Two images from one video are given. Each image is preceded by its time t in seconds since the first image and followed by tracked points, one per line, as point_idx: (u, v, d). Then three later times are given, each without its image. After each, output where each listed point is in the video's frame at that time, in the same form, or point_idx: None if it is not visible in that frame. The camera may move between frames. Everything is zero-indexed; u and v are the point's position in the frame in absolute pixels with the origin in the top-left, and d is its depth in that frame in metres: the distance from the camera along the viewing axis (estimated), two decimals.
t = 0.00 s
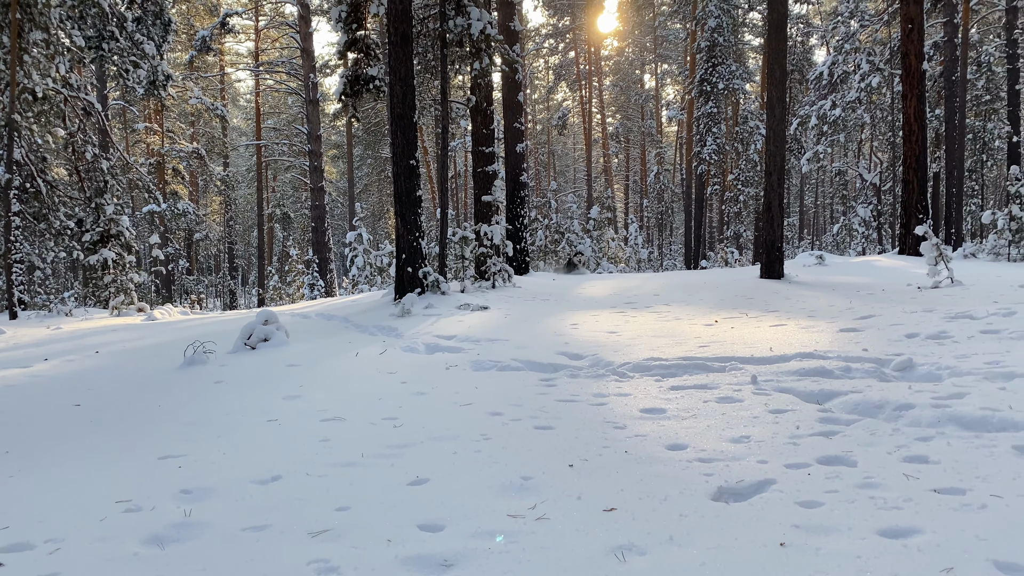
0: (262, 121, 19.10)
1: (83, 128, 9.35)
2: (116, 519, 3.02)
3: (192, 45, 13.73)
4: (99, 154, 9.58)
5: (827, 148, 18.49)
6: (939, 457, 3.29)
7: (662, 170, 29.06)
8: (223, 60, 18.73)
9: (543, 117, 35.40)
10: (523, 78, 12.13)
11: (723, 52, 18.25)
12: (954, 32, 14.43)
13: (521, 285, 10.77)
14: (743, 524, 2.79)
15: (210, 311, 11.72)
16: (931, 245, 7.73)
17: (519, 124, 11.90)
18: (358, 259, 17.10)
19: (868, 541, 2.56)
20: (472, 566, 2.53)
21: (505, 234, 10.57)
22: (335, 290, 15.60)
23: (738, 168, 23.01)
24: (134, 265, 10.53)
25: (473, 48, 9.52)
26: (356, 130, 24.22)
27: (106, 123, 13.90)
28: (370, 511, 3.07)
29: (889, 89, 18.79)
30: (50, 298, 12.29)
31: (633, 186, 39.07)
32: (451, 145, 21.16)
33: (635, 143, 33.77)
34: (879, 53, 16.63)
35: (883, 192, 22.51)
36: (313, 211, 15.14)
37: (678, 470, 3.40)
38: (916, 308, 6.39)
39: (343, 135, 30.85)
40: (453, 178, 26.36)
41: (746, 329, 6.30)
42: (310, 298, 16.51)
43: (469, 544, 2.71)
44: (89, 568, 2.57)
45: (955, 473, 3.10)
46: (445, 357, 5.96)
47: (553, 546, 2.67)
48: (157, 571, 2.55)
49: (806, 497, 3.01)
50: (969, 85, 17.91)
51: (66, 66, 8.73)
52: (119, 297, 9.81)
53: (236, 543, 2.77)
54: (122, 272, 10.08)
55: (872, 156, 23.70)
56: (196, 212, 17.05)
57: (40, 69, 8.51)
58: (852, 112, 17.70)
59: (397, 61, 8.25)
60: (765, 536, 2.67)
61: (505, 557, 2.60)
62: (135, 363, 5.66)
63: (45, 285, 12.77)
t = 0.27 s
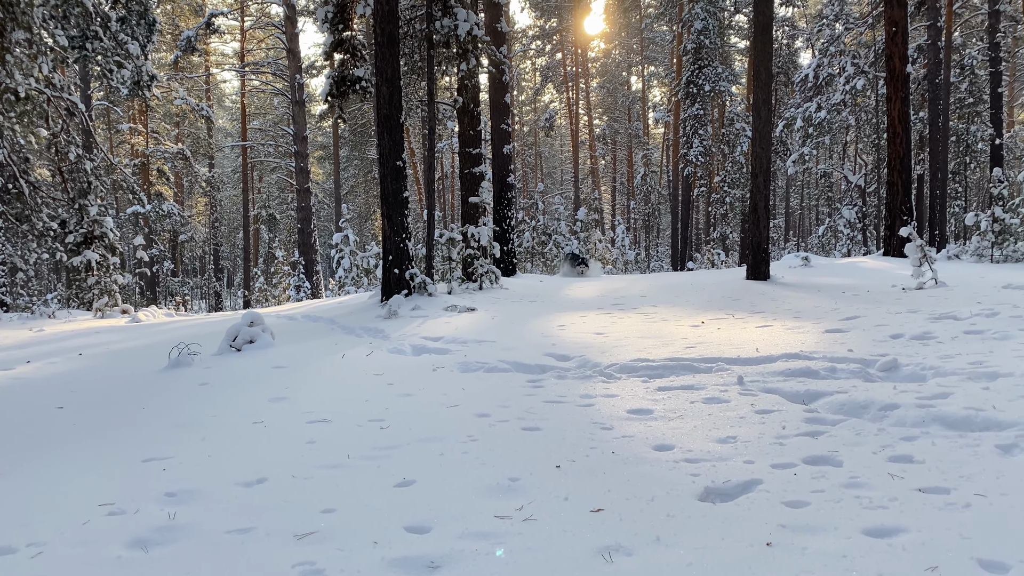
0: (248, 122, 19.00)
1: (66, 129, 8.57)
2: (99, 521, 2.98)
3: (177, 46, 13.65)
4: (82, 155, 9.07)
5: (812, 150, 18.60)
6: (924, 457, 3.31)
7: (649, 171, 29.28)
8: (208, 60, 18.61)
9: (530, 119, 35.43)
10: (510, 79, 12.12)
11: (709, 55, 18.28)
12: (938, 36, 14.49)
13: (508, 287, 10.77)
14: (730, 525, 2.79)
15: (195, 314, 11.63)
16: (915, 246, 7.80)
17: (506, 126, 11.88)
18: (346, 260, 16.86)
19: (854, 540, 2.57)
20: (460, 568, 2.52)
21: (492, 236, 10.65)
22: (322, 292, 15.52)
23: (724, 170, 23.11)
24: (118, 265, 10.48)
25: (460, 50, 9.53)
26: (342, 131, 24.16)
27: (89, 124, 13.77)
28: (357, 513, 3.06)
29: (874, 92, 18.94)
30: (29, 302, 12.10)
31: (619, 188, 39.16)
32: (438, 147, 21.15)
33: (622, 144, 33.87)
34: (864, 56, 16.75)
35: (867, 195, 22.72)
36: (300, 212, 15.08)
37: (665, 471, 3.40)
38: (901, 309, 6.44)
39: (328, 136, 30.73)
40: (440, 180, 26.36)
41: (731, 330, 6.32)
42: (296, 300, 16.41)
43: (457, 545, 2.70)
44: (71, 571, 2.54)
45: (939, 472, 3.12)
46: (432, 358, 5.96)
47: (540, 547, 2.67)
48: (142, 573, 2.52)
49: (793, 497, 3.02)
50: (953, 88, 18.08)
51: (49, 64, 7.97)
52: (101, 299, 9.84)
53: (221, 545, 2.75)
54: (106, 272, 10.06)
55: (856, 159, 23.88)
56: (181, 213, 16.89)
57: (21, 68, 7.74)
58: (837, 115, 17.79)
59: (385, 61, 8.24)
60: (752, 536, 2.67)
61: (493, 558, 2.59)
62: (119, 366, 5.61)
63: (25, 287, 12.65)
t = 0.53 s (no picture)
0: (236, 124, 18.95)
1: (53, 130, 8.60)
2: (86, 525, 2.95)
3: (165, 47, 13.61)
4: (69, 156, 9.10)
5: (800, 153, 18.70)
6: (911, 457, 3.32)
7: (638, 174, 29.42)
8: (196, 62, 18.56)
9: (519, 121, 35.50)
10: (499, 81, 12.12)
11: (698, 57, 18.36)
12: (923, 39, 14.62)
13: (498, 289, 10.77)
14: (720, 526, 2.80)
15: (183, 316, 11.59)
16: (903, 248, 7.84)
17: (495, 128, 11.87)
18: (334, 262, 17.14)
19: (844, 540, 2.59)
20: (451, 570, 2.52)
21: (481, 238, 10.55)
22: (311, 295, 15.49)
23: (712, 172, 23.23)
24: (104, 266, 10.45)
25: (450, 51, 9.53)
26: (331, 133, 24.16)
27: (77, 125, 13.71)
28: (347, 514, 3.05)
29: (861, 95, 19.08)
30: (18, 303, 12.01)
31: (609, 190, 39.33)
32: (427, 149, 21.14)
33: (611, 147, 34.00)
34: (851, 59, 16.85)
35: (855, 197, 22.87)
36: (289, 214, 15.04)
37: (655, 472, 3.40)
38: (888, 311, 6.47)
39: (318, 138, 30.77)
40: (429, 182, 26.39)
41: (720, 331, 6.35)
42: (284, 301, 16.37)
43: (447, 547, 2.70)
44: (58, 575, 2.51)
45: (928, 472, 3.14)
46: (421, 360, 5.95)
47: (531, 549, 2.67)
48: None
49: (782, 497, 3.03)
50: (939, 91, 18.26)
51: (35, 66, 7.74)
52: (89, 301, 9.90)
53: (210, 548, 2.73)
54: (92, 275, 10.03)
55: (844, 161, 24.05)
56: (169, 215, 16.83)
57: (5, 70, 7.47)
58: (825, 117, 17.90)
59: (373, 63, 8.23)
60: (742, 537, 2.68)
61: (484, 560, 2.59)
62: (107, 369, 5.57)
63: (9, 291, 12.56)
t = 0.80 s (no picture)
0: (227, 125, 18.89)
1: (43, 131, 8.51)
2: (76, 528, 2.93)
3: (155, 48, 13.58)
4: (59, 157, 9.08)
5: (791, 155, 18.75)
6: (902, 459, 3.33)
7: (630, 176, 29.51)
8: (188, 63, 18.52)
9: (512, 123, 35.51)
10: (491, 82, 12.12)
11: (689, 60, 18.40)
12: (913, 43, 14.70)
13: (490, 290, 10.77)
14: (711, 528, 2.80)
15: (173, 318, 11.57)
16: (893, 250, 7.88)
17: (488, 129, 11.87)
18: (326, 264, 17.13)
19: (835, 542, 2.60)
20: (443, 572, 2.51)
21: (473, 240, 10.55)
22: (302, 296, 15.45)
23: (703, 175, 23.29)
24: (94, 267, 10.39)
25: (442, 53, 9.52)
26: (323, 135, 24.11)
27: (64, 127, 13.64)
28: (339, 517, 3.04)
29: (851, 98, 19.16)
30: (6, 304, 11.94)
31: (601, 192, 39.41)
32: (419, 150, 21.13)
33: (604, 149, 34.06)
34: (841, 62, 16.93)
35: (845, 200, 22.98)
36: (280, 216, 15.01)
37: (646, 474, 3.40)
38: (879, 313, 6.50)
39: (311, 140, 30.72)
40: (422, 183, 26.39)
41: (711, 333, 6.37)
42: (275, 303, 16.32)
43: (439, 550, 2.69)
44: None
45: (919, 473, 3.15)
46: (413, 362, 5.94)
47: (522, 551, 2.67)
48: None
49: (774, 499, 3.04)
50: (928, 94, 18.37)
51: (25, 68, 7.71)
52: (79, 302, 9.91)
53: (202, 551, 2.72)
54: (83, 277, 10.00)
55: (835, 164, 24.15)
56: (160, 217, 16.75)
57: None
58: (815, 120, 17.97)
59: (365, 65, 8.22)
60: (734, 538, 2.69)
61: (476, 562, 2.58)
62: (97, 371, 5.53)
63: None
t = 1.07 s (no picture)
0: (222, 127, 18.84)
1: (37, 133, 8.35)
2: (70, 531, 2.92)
3: (149, 49, 13.54)
4: (53, 159, 8.84)
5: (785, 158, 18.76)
6: (896, 460, 3.35)
7: (625, 177, 29.52)
8: (182, 64, 18.47)
9: (507, 125, 35.55)
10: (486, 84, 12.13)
11: (684, 63, 18.38)
12: (906, 46, 14.75)
13: (485, 292, 10.75)
14: (706, 529, 2.81)
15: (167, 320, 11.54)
16: (886, 253, 7.90)
17: (483, 131, 11.87)
18: (320, 266, 17.10)
19: (829, 542, 2.61)
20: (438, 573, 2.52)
21: (468, 242, 10.54)
22: (296, 299, 15.41)
23: (698, 177, 23.32)
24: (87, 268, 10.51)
25: (437, 55, 9.51)
26: (318, 136, 24.07)
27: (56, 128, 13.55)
28: (334, 519, 3.04)
29: (845, 101, 19.22)
30: None
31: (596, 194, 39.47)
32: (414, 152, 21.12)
33: (599, 151, 34.10)
34: (834, 65, 16.98)
35: (839, 202, 23.03)
36: (273, 217, 14.97)
37: (641, 475, 3.41)
38: (872, 314, 6.53)
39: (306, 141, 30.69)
40: (418, 185, 26.38)
41: (705, 335, 6.38)
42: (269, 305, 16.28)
43: (435, 552, 2.69)
44: None
45: (912, 475, 3.16)
46: (408, 364, 5.94)
47: (517, 552, 2.67)
48: None
49: (768, 500, 3.05)
50: (921, 97, 18.45)
51: (18, 68, 7.53)
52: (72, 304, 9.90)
53: (196, 553, 2.72)
54: (75, 278, 10.15)
55: (829, 166, 24.22)
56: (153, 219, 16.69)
57: None
58: (809, 123, 17.99)
59: (360, 66, 8.22)
60: (728, 539, 2.70)
61: (470, 564, 2.59)
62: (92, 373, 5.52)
63: None
